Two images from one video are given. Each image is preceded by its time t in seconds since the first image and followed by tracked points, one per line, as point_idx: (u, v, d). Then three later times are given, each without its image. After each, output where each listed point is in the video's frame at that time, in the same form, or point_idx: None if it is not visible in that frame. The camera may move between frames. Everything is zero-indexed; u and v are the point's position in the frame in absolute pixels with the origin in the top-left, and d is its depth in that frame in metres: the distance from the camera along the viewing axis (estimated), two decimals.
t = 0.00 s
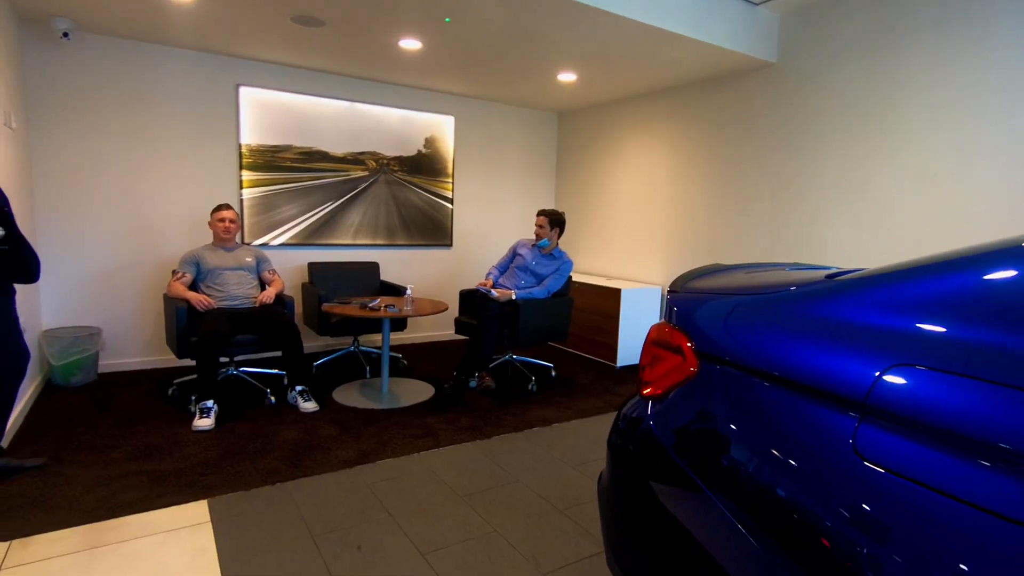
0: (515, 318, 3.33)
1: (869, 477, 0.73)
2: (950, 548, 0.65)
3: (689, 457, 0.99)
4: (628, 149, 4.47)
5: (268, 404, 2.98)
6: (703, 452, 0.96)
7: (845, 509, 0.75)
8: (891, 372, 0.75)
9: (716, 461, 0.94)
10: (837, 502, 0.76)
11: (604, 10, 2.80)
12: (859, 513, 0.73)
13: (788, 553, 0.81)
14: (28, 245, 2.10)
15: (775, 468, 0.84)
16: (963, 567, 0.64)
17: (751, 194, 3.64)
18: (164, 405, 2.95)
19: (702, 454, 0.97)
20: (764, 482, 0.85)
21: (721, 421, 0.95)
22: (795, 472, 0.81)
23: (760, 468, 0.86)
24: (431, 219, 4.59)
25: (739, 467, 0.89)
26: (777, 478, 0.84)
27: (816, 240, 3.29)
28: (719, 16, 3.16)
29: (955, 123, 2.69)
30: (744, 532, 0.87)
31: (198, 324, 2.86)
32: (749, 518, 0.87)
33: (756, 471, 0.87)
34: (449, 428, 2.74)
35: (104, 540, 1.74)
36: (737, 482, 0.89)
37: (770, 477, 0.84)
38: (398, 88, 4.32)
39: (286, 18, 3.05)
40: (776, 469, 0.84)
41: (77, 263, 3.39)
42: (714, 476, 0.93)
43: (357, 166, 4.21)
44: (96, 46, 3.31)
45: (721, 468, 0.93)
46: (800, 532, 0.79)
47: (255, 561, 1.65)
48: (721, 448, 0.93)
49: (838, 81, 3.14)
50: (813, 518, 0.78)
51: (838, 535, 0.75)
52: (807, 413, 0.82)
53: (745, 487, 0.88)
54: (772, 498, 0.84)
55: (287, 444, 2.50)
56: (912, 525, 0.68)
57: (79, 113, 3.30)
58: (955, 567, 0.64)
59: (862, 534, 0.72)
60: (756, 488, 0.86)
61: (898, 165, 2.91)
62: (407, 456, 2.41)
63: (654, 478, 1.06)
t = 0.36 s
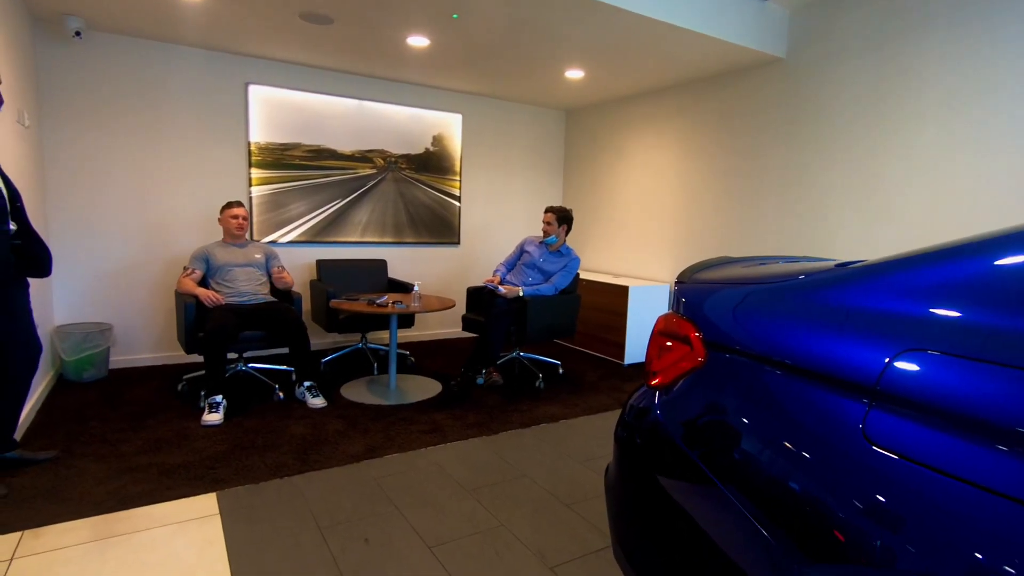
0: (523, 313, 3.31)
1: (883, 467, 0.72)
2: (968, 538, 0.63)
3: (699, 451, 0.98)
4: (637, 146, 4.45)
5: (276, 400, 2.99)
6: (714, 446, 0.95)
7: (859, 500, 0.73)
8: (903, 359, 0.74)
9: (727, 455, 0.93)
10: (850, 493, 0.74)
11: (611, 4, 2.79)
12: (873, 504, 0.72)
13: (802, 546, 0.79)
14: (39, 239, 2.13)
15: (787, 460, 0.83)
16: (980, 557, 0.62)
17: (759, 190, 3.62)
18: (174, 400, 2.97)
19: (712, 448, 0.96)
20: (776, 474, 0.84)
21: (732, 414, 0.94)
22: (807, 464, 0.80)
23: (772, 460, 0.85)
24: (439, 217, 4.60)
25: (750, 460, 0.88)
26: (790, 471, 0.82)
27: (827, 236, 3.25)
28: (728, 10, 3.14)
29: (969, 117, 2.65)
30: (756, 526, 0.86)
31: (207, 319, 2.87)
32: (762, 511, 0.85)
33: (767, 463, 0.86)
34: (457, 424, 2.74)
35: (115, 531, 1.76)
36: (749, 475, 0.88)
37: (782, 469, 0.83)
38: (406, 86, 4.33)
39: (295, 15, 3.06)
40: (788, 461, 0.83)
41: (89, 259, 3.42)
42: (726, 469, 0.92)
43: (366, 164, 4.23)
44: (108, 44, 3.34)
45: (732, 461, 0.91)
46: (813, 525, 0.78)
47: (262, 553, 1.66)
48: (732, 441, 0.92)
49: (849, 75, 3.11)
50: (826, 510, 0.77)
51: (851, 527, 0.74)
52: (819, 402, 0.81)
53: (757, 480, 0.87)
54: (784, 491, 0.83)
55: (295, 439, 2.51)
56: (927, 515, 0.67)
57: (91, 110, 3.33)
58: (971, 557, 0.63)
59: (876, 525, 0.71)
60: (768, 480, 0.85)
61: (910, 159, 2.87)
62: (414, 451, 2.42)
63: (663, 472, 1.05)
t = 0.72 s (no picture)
0: (533, 311, 3.31)
1: (900, 453, 0.71)
2: (989, 522, 0.62)
3: (712, 442, 0.97)
4: (646, 143, 4.44)
5: (285, 395, 3.01)
6: (727, 436, 0.94)
7: (875, 487, 0.72)
8: (919, 341, 0.72)
9: (741, 445, 0.91)
10: (867, 480, 0.73)
11: None
12: (891, 492, 0.70)
13: (817, 535, 0.78)
14: (52, 233, 2.15)
15: (801, 449, 0.81)
16: (1000, 540, 0.61)
17: (769, 186, 3.60)
18: (185, 394, 3.00)
19: (725, 439, 0.94)
20: (791, 464, 0.82)
21: (745, 404, 0.92)
22: (823, 453, 0.79)
23: (786, 449, 0.84)
24: (447, 214, 4.61)
25: (764, 450, 0.87)
26: (805, 461, 0.81)
27: (838, 231, 3.22)
28: (738, 5, 3.12)
29: (984, 110, 2.61)
30: (771, 518, 0.85)
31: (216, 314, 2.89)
32: (776, 502, 0.84)
33: (782, 453, 0.84)
34: (465, 419, 2.74)
35: (127, 520, 1.78)
36: (763, 465, 0.87)
37: (797, 459, 0.82)
38: (415, 83, 4.34)
39: (304, 12, 3.07)
40: (803, 450, 0.81)
41: (102, 255, 3.46)
42: (739, 460, 0.91)
43: (374, 161, 4.24)
44: (120, 42, 3.37)
45: (746, 452, 0.90)
46: (830, 514, 0.76)
47: (272, 543, 1.66)
48: (745, 431, 0.91)
49: (860, 70, 3.09)
50: (842, 499, 0.75)
51: (868, 516, 0.72)
52: (833, 389, 0.80)
53: (771, 471, 0.85)
54: (800, 481, 0.81)
55: (304, 433, 2.52)
56: (947, 501, 0.66)
57: (103, 108, 3.36)
58: (992, 540, 0.61)
59: (894, 513, 0.70)
60: (782, 471, 0.83)
61: (924, 153, 2.83)
62: (422, 445, 2.42)
63: (675, 465, 1.04)
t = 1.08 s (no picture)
0: (546, 307, 3.31)
1: (922, 437, 0.69)
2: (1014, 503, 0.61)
3: (724, 431, 0.94)
4: (656, 140, 4.42)
5: (296, 389, 3.03)
6: (740, 426, 0.92)
7: (894, 473, 0.70)
8: (938, 322, 0.71)
9: (756, 434, 0.89)
10: (886, 466, 0.71)
11: None
12: (912, 477, 0.69)
13: (835, 524, 0.76)
14: (69, 226, 2.18)
15: (819, 437, 0.79)
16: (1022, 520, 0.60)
17: (780, 182, 3.57)
18: (197, 388, 3.03)
19: (738, 428, 0.92)
20: (808, 452, 0.80)
21: (760, 392, 0.90)
22: (842, 440, 0.76)
23: (803, 437, 0.81)
24: (456, 211, 4.62)
25: (780, 439, 0.84)
26: (823, 448, 0.79)
27: (849, 226, 3.19)
28: None
29: (1000, 103, 2.57)
30: (786, 508, 0.82)
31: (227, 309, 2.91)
32: (793, 491, 0.82)
33: (798, 440, 0.82)
34: (474, 414, 2.75)
35: (141, 509, 1.79)
36: (779, 454, 0.84)
37: (814, 447, 0.79)
38: (424, 81, 4.36)
39: (315, 9, 3.08)
40: (820, 437, 0.79)
41: (117, 251, 3.50)
42: (754, 449, 0.88)
43: (384, 158, 4.26)
44: (135, 40, 3.41)
45: (760, 441, 0.88)
46: (849, 503, 0.74)
47: (284, 532, 1.68)
48: (760, 420, 0.88)
49: (872, 64, 3.06)
50: (860, 487, 0.73)
51: (887, 502, 0.70)
52: (851, 373, 0.78)
53: (788, 460, 0.83)
54: (818, 469, 0.79)
55: (315, 426, 2.54)
56: (970, 483, 0.64)
57: (118, 105, 3.41)
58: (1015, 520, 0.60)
59: (916, 498, 0.68)
60: (799, 460, 0.81)
61: (938, 147, 2.80)
62: (432, 438, 2.43)
63: (687, 456, 1.01)
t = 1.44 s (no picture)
0: (558, 303, 3.33)
1: (933, 422, 0.68)
2: None
3: (734, 421, 0.93)
4: (664, 137, 4.41)
5: (304, 384, 3.04)
6: (750, 415, 0.90)
7: (908, 460, 0.69)
8: (949, 304, 0.71)
9: (767, 424, 0.87)
10: (899, 453, 0.70)
11: None
12: (925, 464, 0.68)
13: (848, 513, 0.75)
14: (82, 221, 2.20)
15: (831, 426, 0.78)
16: None
17: (788, 178, 3.55)
18: (206, 382, 3.05)
19: (749, 418, 0.90)
20: (822, 442, 0.79)
21: (770, 382, 0.89)
22: (855, 429, 0.75)
23: (816, 426, 0.80)
24: (464, 209, 4.62)
25: (792, 429, 0.83)
26: (837, 438, 0.77)
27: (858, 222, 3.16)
28: None
29: (1014, 96, 2.53)
30: (799, 498, 0.81)
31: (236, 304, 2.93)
32: (805, 481, 0.81)
33: (811, 430, 0.81)
34: (480, 409, 2.75)
35: (150, 499, 1.81)
36: (790, 444, 0.83)
37: (827, 436, 0.78)
38: (431, 78, 4.37)
39: (323, 6, 3.09)
40: (833, 426, 0.78)
41: (127, 247, 3.53)
42: (765, 440, 0.87)
43: (392, 156, 4.28)
44: (145, 38, 3.44)
45: (772, 431, 0.86)
46: (863, 493, 0.73)
47: (291, 522, 1.68)
48: (771, 410, 0.87)
49: (882, 58, 3.03)
50: (875, 476, 0.72)
51: (901, 491, 0.69)
52: (862, 358, 0.77)
53: (801, 450, 0.81)
54: (832, 459, 0.77)
55: (323, 420, 2.55)
56: (982, 466, 0.63)
57: (129, 102, 3.44)
58: None
59: (929, 485, 0.67)
60: (813, 450, 0.80)
61: (950, 141, 2.76)
62: (438, 432, 2.43)
63: (696, 446, 1.00)
